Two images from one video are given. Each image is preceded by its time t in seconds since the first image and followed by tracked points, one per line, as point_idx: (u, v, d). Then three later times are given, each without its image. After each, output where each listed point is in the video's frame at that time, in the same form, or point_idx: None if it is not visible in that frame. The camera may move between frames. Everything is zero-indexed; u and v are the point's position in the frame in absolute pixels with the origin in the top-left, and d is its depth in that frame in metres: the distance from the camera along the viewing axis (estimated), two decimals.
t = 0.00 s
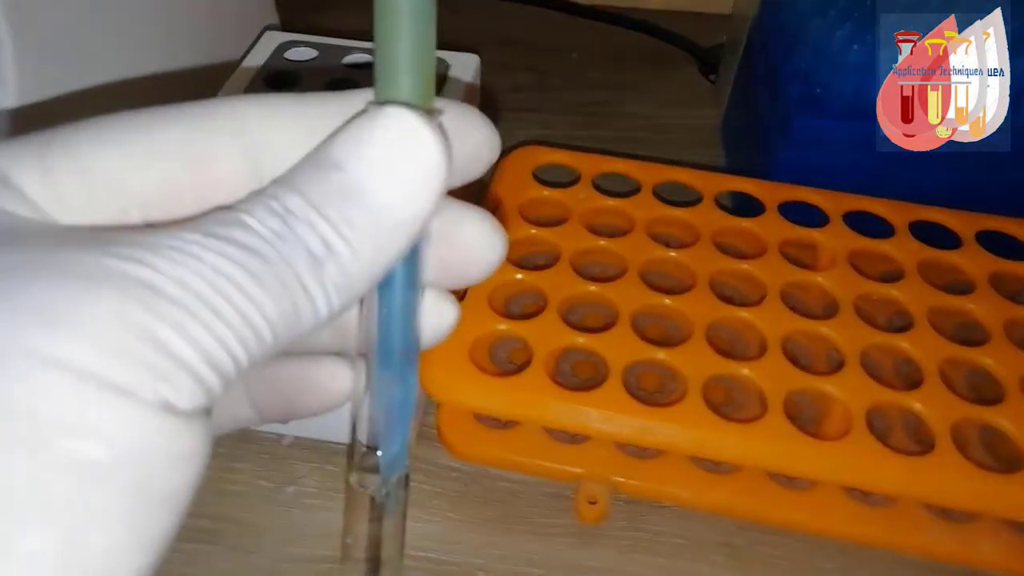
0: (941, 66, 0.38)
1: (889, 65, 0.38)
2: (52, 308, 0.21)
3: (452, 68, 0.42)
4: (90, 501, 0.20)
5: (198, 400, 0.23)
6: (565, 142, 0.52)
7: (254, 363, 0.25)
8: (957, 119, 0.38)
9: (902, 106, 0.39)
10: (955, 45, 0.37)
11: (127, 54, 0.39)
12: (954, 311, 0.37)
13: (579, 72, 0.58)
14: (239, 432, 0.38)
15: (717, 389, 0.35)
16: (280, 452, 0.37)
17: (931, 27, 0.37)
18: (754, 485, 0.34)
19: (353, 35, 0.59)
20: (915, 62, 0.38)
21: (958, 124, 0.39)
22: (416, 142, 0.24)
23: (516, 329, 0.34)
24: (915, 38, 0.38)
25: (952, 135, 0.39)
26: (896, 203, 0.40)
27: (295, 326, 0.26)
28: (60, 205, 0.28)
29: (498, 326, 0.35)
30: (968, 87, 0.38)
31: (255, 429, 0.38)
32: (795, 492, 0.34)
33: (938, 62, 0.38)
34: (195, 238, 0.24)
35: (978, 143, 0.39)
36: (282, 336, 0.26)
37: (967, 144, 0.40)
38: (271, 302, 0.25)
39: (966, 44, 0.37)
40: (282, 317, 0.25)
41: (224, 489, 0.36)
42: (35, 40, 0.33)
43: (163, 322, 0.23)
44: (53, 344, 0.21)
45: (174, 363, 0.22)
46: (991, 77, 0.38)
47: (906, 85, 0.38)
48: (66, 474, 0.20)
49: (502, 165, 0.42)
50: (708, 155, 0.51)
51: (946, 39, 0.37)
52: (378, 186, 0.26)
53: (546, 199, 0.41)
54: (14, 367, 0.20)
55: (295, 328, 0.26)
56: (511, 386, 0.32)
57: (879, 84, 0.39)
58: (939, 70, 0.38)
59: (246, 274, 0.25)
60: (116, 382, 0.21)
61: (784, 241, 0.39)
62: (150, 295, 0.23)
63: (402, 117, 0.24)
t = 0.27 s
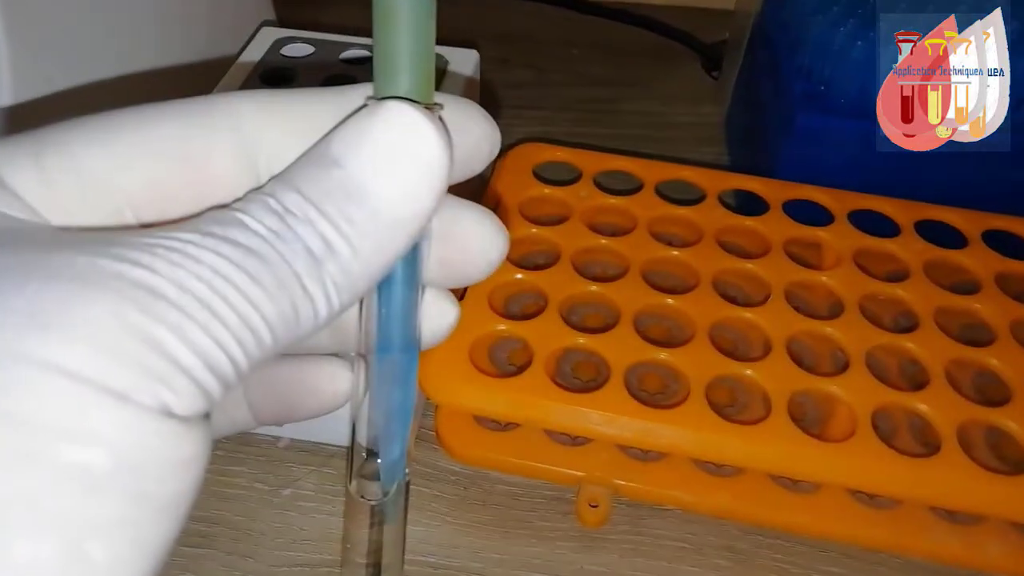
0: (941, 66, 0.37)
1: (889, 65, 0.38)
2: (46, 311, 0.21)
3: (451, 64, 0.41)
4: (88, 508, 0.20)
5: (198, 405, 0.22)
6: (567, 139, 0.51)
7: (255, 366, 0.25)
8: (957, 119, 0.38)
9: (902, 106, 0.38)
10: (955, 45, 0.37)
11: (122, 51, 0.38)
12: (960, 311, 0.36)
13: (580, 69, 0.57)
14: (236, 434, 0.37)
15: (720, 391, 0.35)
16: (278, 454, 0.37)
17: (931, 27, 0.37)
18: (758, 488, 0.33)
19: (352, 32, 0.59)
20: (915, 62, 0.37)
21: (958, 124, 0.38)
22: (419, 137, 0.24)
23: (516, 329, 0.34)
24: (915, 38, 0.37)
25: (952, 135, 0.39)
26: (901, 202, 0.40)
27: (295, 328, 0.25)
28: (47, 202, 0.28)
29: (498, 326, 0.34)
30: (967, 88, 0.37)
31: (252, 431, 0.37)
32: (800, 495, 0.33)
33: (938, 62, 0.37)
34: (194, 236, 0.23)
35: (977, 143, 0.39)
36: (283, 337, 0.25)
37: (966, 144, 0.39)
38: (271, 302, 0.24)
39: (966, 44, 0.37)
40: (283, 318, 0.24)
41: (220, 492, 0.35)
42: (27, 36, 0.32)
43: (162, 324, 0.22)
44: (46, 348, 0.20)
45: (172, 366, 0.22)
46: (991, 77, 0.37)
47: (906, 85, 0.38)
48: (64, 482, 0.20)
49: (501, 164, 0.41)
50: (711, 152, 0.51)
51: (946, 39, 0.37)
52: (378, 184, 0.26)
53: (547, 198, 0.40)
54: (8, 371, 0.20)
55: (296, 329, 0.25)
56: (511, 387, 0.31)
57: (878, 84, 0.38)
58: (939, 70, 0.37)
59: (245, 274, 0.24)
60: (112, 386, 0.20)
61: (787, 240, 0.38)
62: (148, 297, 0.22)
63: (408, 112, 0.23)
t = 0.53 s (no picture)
0: (941, 66, 0.37)
1: (889, 65, 0.38)
2: (25, 375, 0.20)
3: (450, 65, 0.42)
4: (68, 573, 0.20)
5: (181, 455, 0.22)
6: (566, 140, 0.52)
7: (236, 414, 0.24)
8: (957, 119, 0.38)
9: (902, 106, 0.38)
10: (955, 45, 0.37)
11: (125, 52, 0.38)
12: (958, 311, 0.36)
13: (580, 69, 0.57)
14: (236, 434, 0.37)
15: (719, 391, 0.35)
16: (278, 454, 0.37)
17: (931, 27, 0.37)
18: (756, 488, 0.33)
19: (352, 33, 0.59)
20: (915, 62, 0.37)
21: (958, 124, 0.38)
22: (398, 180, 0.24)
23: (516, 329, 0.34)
24: (915, 38, 0.37)
25: (952, 135, 0.39)
26: (899, 202, 0.40)
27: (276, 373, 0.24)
28: (36, 258, 0.27)
29: (498, 326, 0.34)
30: (968, 87, 0.38)
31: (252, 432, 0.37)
32: (798, 494, 0.33)
33: (938, 62, 0.37)
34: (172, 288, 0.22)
35: (978, 143, 0.39)
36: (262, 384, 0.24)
37: (966, 144, 0.39)
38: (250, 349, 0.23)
39: (966, 44, 0.37)
40: (262, 365, 0.24)
41: (221, 492, 0.35)
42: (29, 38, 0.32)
43: (141, 379, 0.21)
44: (31, 415, 0.20)
45: (152, 424, 0.21)
46: (991, 77, 0.37)
47: (906, 85, 0.38)
48: (46, 549, 0.20)
49: (501, 165, 0.41)
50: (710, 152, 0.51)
51: (946, 39, 0.37)
52: (357, 221, 0.25)
53: (546, 199, 0.40)
54: None
55: (277, 374, 0.24)
56: (512, 387, 0.32)
57: (879, 84, 0.38)
58: (939, 70, 0.37)
59: (224, 323, 0.23)
60: (98, 451, 0.20)
61: (786, 240, 0.38)
62: (128, 354, 0.21)
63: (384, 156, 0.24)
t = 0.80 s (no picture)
0: (941, 66, 0.37)
1: (889, 65, 0.38)
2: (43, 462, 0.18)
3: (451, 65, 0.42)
4: None
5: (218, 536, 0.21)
6: (567, 140, 0.52)
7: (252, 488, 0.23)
8: (957, 119, 0.38)
9: (902, 106, 0.38)
10: (955, 45, 0.37)
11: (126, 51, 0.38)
12: (957, 311, 0.36)
13: (581, 70, 0.57)
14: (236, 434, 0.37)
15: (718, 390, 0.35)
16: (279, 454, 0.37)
17: (931, 27, 0.37)
18: (756, 488, 0.33)
19: (353, 33, 0.59)
20: (915, 62, 0.38)
21: (958, 124, 0.38)
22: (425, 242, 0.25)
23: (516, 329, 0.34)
24: (915, 38, 0.37)
25: (952, 135, 0.39)
26: (899, 202, 0.40)
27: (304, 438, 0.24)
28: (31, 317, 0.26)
29: (498, 326, 0.34)
30: (968, 87, 0.38)
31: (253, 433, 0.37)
32: (797, 494, 0.33)
33: (938, 62, 0.37)
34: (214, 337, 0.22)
35: (978, 143, 0.39)
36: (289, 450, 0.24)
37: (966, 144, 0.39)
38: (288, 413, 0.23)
39: (966, 44, 0.37)
40: (297, 429, 0.23)
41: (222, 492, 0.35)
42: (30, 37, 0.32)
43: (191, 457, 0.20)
44: (84, 499, 0.18)
45: (198, 502, 0.20)
46: (991, 77, 0.37)
47: (906, 85, 0.38)
48: None
49: (501, 165, 0.41)
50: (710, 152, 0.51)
51: (946, 39, 0.37)
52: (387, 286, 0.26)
53: (546, 199, 0.40)
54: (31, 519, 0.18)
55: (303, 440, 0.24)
56: (512, 386, 0.32)
57: (879, 84, 0.38)
58: (939, 70, 0.37)
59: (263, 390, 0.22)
60: (145, 530, 0.19)
61: (786, 240, 0.38)
62: (173, 430, 0.20)
63: (409, 215, 0.25)
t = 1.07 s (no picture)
0: (941, 66, 0.37)
1: (889, 64, 0.38)
2: None
3: (451, 66, 0.42)
4: None
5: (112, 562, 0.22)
6: (567, 139, 0.52)
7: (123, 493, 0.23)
8: (957, 119, 0.38)
9: (902, 106, 0.38)
10: (955, 45, 0.37)
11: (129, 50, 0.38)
12: (958, 311, 0.36)
13: (581, 70, 0.57)
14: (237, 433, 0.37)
15: (719, 390, 0.35)
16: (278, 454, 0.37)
17: (931, 27, 0.37)
18: (756, 488, 0.33)
19: (353, 32, 0.59)
20: (915, 62, 0.38)
21: (958, 124, 0.38)
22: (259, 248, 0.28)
23: (516, 329, 0.34)
24: (915, 38, 0.37)
25: (952, 135, 0.39)
26: (899, 202, 0.40)
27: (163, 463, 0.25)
28: None
29: (498, 327, 0.34)
30: (968, 87, 0.38)
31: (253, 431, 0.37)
32: (798, 494, 0.33)
33: (938, 61, 0.37)
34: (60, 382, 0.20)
35: (977, 143, 0.39)
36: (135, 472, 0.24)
37: (965, 144, 0.39)
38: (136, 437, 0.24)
39: (966, 44, 0.37)
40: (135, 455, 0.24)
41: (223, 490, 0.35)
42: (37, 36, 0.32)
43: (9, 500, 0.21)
44: None
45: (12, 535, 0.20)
46: (991, 77, 0.37)
47: (906, 85, 0.38)
48: None
49: (501, 165, 0.41)
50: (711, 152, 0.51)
51: (946, 39, 0.37)
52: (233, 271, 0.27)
53: (547, 200, 0.40)
54: None
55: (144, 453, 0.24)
56: (511, 386, 0.32)
57: (879, 84, 0.38)
58: (939, 70, 0.37)
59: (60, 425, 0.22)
60: None
61: (786, 240, 0.38)
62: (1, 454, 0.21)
63: (187, 248, 0.26)
